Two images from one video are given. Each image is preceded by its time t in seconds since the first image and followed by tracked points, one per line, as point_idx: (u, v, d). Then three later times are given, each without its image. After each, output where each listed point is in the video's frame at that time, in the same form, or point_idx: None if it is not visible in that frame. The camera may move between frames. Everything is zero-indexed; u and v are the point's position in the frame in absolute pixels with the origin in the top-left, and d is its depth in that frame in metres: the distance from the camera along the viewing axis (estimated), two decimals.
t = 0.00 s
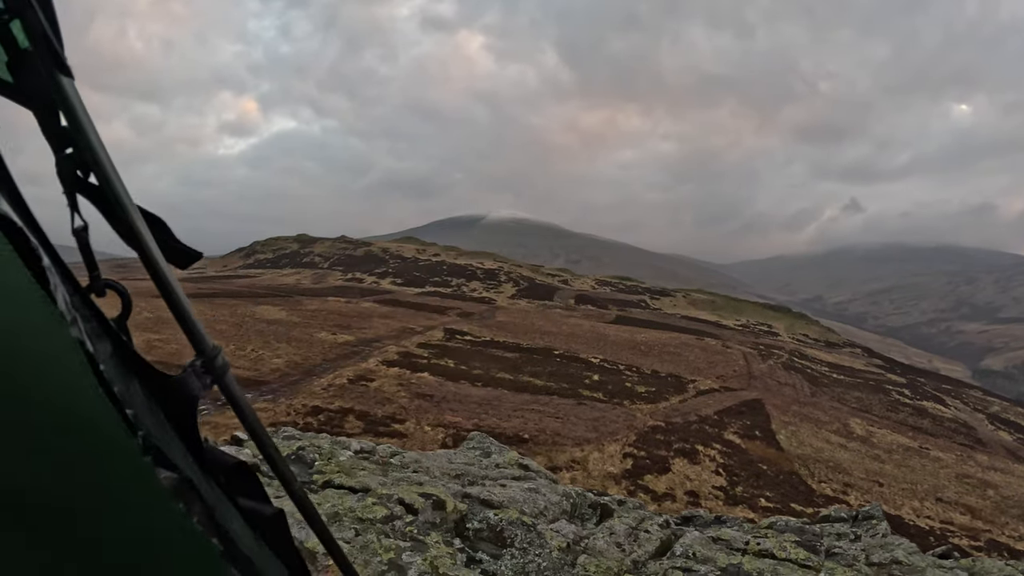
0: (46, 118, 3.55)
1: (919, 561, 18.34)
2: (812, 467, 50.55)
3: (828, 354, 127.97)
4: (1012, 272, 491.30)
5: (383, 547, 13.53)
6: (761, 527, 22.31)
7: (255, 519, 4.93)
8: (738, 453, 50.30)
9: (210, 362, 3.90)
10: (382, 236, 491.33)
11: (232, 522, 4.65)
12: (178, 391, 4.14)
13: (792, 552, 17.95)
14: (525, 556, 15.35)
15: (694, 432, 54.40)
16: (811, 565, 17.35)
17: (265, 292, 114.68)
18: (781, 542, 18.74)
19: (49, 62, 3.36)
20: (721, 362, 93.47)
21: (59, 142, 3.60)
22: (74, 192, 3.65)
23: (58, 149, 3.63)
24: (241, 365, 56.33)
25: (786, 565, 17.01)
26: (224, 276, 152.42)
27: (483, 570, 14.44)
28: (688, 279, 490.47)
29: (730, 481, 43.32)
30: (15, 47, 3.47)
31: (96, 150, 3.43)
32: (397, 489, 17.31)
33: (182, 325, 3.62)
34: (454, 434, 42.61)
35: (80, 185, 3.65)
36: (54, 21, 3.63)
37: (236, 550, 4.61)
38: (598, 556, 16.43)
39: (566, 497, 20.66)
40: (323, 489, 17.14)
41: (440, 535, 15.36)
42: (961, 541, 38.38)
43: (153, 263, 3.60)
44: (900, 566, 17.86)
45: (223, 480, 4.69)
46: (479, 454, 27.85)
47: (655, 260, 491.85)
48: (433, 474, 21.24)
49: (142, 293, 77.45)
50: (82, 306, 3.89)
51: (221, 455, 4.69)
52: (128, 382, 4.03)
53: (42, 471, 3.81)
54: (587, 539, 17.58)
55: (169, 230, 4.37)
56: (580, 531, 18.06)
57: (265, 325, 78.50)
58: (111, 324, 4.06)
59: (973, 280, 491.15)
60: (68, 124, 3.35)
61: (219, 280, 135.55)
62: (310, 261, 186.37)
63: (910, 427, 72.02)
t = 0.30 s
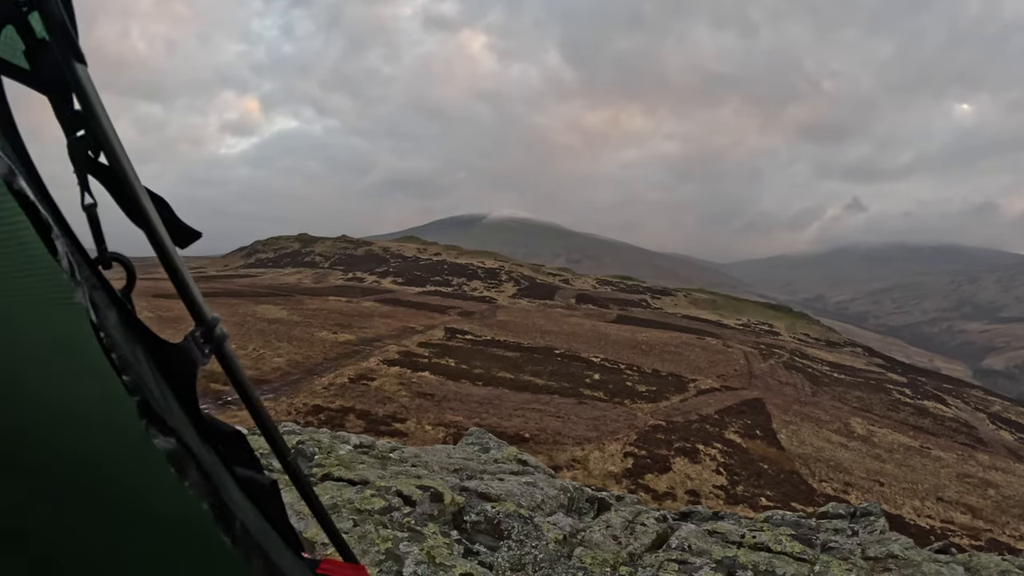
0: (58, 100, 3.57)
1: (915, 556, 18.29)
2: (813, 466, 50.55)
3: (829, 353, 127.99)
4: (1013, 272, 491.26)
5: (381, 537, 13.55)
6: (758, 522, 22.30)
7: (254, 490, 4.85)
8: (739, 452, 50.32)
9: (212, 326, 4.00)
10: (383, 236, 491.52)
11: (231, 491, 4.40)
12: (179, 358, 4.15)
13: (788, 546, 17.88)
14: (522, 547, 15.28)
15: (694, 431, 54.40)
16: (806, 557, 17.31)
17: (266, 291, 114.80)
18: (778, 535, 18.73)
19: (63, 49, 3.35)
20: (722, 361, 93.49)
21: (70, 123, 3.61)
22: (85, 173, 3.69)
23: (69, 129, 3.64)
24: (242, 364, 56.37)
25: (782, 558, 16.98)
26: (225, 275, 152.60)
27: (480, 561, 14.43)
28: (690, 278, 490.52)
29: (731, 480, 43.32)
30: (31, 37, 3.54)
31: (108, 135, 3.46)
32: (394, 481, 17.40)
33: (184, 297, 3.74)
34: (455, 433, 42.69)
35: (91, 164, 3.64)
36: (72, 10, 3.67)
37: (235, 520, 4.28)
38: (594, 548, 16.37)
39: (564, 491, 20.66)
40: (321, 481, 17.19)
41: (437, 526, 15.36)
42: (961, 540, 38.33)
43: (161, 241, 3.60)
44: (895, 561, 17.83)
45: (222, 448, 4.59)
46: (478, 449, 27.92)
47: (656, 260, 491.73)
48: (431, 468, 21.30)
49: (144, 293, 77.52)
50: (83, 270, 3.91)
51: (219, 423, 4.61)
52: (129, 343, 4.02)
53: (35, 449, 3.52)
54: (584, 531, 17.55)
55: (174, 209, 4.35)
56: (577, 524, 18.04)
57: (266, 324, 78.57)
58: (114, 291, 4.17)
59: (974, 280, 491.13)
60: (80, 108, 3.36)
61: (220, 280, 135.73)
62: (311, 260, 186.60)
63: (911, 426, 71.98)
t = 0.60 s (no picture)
0: (38, 87, 3.51)
1: (916, 556, 18.29)
2: (813, 466, 50.51)
3: (830, 352, 127.84)
4: (1014, 272, 491.27)
5: (377, 536, 13.60)
6: (759, 521, 22.32)
7: (232, 481, 4.93)
8: (740, 452, 50.29)
9: (194, 321, 3.94)
10: (383, 236, 491.48)
11: (211, 482, 4.69)
12: (161, 350, 4.10)
13: (787, 546, 17.87)
14: (520, 547, 15.31)
15: (695, 431, 54.34)
16: (806, 558, 17.31)
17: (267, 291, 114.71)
18: (777, 535, 18.75)
19: (44, 40, 3.38)
20: (723, 360, 93.44)
21: (53, 112, 3.56)
22: (67, 162, 3.64)
23: (52, 119, 3.58)
24: (243, 364, 56.31)
25: (780, 558, 17.01)
26: (226, 275, 152.61)
27: (477, 561, 14.50)
28: (691, 278, 490.41)
29: (731, 480, 43.27)
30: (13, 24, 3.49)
31: (89, 124, 3.47)
32: (392, 480, 17.49)
33: (168, 293, 3.69)
34: (456, 432, 42.71)
35: (74, 154, 3.58)
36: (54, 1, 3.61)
37: (216, 511, 4.64)
38: (592, 548, 16.39)
39: (562, 490, 20.70)
40: (318, 480, 17.23)
41: (434, 525, 15.42)
42: (962, 540, 38.29)
43: (144, 234, 3.60)
44: (896, 561, 17.81)
45: (202, 440, 4.69)
46: (476, 448, 27.99)
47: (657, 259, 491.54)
48: (429, 467, 21.36)
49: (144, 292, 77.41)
50: (62, 259, 3.95)
51: (203, 416, 4.74)
52: (107, 335, 4.00)
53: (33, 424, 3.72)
54: (582, 531, 17.55)
55: (154, 196, 4.31)
56: (575, 524, 18.05)
57: (266, 323, 78.48)
58: (95, 285, 4.16)
59: (975, 280, 491.12)
60: (64, 100, 3.39)
61: (221, 279, 135.60)
62: (312, 260, 186.52)
63: (912, 426, 71.91)
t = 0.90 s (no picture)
0: (46, 78, 3.47)
1: (919, 556, 18.24)
2: (814, 466, 50.47)
3: (831, 352, 127.85)
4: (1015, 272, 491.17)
5: (379, 536, 13.58)
6: (761, 521, 22.30)
7: (241, 482, 4.62)
8: (741, 452, 50.25)
9: (199, 314, 3.66)
10: (384, 236, 491.86)
11: (218, 478, 4.35)
12: (165, 344, 3.73)
13: (790, 545, 17.84)
14: (523, 547, 15.33)
15: (696, 431, 54.30)
16: (809, 558, 17.28)
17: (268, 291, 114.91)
18: (780, 535, 18.73)
19: (48, 24, 3.14)
20: (724, 360, 93.42)
21: (59, 103, 3.52)
22: (73, 153, 3.53)
23: (57, 109, 3.53)
24: (244, 364, 56.39)
25: (783, 557, 17.00)
26: (227, 275, 152.92)
27: (480, 560, 14.53)
28: (691, 278, 490.55)
29: (732, 480, 43.23)
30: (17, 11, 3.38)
31: (96, 114, 3.31)
32: (394, 480, 17.50)
33: (172, 285, 3.40)
34: (456, 432, 42.76)
35: (79, 145, 3.51)
36: None
37: (223, 508, 4.29)
38: (595, 547, 16.36)
39: (565, 490, 20.69)
40: (321, 479, 17.26)
41: (437, 525, 15.42)
42: (963, 540, 38.21)
43: (150, 227, 3.39)
44: (899, 561, 17.78)
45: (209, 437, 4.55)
46: (478, 447, 27.97)
47: (658, 259, 491.51)
48: (431, 466, 21.34)
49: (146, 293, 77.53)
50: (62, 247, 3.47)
51: (207, 412, 4.69)
52: (111, 325, 3.64)
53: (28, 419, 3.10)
54: (585, 531, 17.52)
55: (160, 189, 4.31)
56: (578, 523, 18.02)
57: (267, 323, 78.58)
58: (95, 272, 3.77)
59: (976, 279, 490.97)
60: (68, 87, 3.17)
61: (222, 279, 135.83)
62: (313, 259, 186.73)
63: (913, 426, 71.86)
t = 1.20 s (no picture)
0: (51, 76, 3.47)
1: (920, 555, 18.27)
2: (815, 466, 50.44)
3: (832, 352, 127.81)
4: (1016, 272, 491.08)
5: (380, 535, 13.64)
6: (761, 521, 22.34)
7: (245, 478, 4.73)
8: (741, 452, 50.23)
9: (205, 312, 3.77)
10: (385, 235, 491.88)
11: (222, 478, 4.18)
12: (169, 340, 3.80)
13: (791, 545, 17.86)
14: (524, 546, 15.39)
15: (697, 430, 54.31)
16: (810, 557, 17.31)
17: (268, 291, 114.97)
18: (781, 534, 18.74)
19: (53, 21, 3.22)
20: (725, 360, 93.40)
21: (63, 100, 3.51)
22: (77, 149, 3.55)
23: (62, 107, 3.54)
24: (245, 364, 56.43)
25: (784, 556, 17.04)
26: (228, 275, 153.07)
27: (481, 559, 14.56)
28: (692, 278, 490.57)
29: (733, 479, 43.23)
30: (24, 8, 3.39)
31: (101, 110, 3.35)
32: (395, 478, 17.54)
33: (177, 279, 3.46)
34: (457, 432, 42.82)
35: (84, 141, 3.51)
36: None
37: (225, 507, 4.06)
38: (596, 546, 16.39)
39: (566, 489, 20.70)
40: (322, 478, 17.31)
41: (438, 523, 15.48)
42: (964, 540, 38.20)
43: (155, 223, 3.42)
44: (899, 560, 17.82)
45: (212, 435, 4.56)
46: (479, 447, 27.99)
47: (658, 259, 491.41)
48: (432, 465, 21.35)
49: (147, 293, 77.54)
50: (70, 245, 3.50)
51: (210, 409, 4.70)
52: (114, 324, 3.60)
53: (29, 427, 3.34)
54: (586, 529, 17.54)
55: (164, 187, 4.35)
56: (579, 522, 18.03)
57: (269, 322, 78.67)
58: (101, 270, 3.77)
59: (977, 279, 490.88)
60: (74, 83, 3.22)
61: (223, 279, 135.96)
62: (314, 259, 186.86)
63: (914, 426, 71.82)
